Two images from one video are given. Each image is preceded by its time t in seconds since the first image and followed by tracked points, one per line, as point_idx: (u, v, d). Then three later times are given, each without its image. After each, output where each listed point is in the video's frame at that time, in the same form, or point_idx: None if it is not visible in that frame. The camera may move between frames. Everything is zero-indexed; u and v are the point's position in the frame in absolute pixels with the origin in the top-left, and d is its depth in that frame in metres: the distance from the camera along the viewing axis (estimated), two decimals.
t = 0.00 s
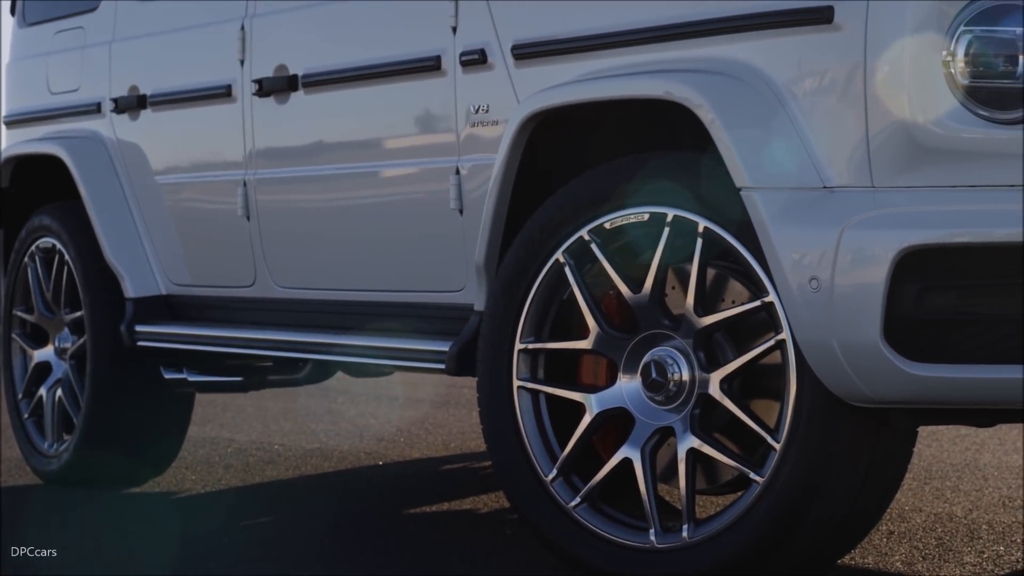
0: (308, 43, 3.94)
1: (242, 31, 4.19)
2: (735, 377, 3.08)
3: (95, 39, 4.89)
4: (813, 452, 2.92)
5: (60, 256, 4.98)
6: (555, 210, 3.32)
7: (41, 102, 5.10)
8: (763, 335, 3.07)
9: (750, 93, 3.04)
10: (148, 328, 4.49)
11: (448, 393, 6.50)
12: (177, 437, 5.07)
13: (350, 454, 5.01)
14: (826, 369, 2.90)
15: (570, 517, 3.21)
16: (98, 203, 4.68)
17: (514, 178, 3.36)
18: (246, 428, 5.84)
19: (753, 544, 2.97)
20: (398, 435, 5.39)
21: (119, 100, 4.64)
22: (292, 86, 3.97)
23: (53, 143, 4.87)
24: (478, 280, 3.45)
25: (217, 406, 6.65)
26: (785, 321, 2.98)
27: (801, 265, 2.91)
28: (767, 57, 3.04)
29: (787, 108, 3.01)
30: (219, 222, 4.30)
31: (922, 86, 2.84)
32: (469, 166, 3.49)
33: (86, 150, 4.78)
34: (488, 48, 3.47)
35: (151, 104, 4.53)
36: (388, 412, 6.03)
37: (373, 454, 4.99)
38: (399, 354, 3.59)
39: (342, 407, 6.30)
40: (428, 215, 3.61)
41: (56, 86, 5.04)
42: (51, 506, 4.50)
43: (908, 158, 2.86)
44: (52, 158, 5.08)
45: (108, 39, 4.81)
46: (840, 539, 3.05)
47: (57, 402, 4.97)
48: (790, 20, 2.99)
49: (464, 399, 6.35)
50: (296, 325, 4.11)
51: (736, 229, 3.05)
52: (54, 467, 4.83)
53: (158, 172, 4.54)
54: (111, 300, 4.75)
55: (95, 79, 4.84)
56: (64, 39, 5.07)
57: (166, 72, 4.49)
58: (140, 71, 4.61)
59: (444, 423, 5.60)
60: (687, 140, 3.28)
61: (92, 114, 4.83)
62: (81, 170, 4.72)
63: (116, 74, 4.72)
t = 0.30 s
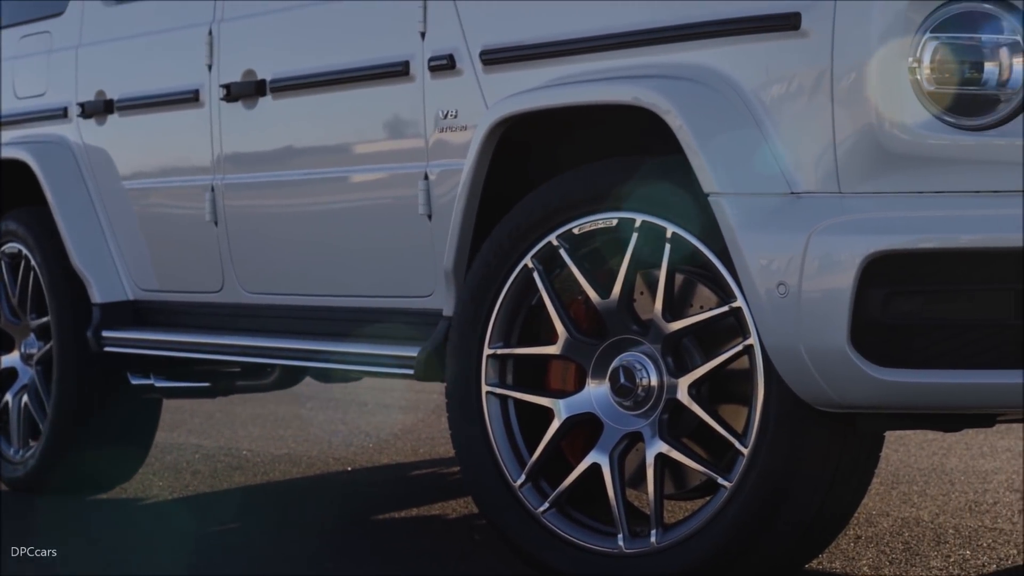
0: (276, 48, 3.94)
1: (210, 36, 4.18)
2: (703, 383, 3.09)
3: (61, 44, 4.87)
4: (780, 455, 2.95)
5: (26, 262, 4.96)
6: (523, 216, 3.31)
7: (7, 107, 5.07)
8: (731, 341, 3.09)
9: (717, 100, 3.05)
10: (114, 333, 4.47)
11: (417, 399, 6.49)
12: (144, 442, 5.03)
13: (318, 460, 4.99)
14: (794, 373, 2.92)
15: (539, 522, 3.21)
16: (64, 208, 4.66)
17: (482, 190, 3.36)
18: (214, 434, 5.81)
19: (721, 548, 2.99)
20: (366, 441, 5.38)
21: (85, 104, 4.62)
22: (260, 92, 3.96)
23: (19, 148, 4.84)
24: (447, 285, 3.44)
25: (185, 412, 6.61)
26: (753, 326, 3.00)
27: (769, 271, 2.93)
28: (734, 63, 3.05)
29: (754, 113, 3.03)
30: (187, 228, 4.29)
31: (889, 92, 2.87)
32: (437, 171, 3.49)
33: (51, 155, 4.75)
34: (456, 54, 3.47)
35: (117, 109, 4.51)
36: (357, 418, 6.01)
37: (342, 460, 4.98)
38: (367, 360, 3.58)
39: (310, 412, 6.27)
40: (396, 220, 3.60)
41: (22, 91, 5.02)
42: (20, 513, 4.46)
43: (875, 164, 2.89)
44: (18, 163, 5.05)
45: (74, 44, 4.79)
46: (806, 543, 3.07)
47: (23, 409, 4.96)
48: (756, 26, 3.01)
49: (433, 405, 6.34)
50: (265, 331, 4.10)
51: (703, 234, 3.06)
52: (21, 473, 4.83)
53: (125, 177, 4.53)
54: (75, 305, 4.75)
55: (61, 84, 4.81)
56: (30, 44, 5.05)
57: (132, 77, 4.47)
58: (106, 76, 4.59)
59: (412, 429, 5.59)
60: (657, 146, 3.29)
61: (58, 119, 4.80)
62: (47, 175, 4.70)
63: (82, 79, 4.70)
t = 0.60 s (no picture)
0: (245, 57, 3.93)
1: (178, 45, 4.17)
2: (673, 392, 3.09)
3: (28, 53, 4.85)
4: (751, 465, 2.96)
5: None
6: (493, 224, 3.31)
7: None
8: (701, 350, 3.10)
9: (686, 110, 3.06)
10: (82, 343, 4.45)
11: (388, 408, 6.48)
12: (110, 459, 4.98)
13: (288, 470, 4.98)
14: (763, 382, 2.94)
15: (508, 532, 3.20)
16: (31, 218, 4.65)
17: (451, 196, 3.34)
18: (184, 443, 5.79)
19: (691, 557, 3.00)
20: (336, 450, 5.37)
21: (53, 113, 4.60)
22: (229, 100, 3.95)
23: None
24: (417, 294, 3.44)
25: (154, 421, 6.58)
26: (722, 336, 3.01)
27: (738, 280, 2.94)
28: (703, 72, 3.06)
29: (723, 123, 3.03)
30: (157, 237, 4.28)
31: (858, 102, 2.89)
32: (407, 181, 3.49)
33: (19, 163, 4.73)
34: (425, 63, 3.47)
35: (85, 118, 4.49)
36: (327, 427, 5.99)
37: (312, 469, 4.97)
38: (336, 369, 3.58)
39: (280, 421, 6.25)
40: (367, 229, 3.60)
41: None
42: None
43: (844, 175, 2.91)
44: None
45: (41, 53, 4.77)
46: (776, 552, 3.09)
47: None
48: (725, 37, 3.02)
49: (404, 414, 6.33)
50: (235, 340, 4.09)
51: (672, 243, 3.07)
52: None
53: (93, 187, 4.51)
54: (42, 314, 4.74)
55: (28, 93, 4.79)
56: None
57: (100, 85, 4.46)
58: (73, 85, 4.57)
59: (382, 438, 5.58)
60: (628, 155, 3.30)
61: (25, 127, 4.78)
62: (14, 184, 4.68)
63: (49, 88, 4.68)
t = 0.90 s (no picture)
0: (214, 67, 3.92)
1: (147, 54, 4.16)
2: (642, 402, 3.10)
3: None
4: (719, 475, 2.97)
5: None
6: (463, 234, 3.31)
7: None
8: (671, 360, 3.11)
9: (655, 121, 3.06)
10: (50, 354, 4.43)
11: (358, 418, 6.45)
12: (78, 465, 4.95)
13: (257, 481, 4.96)
14: (731, 392, 2.95)
15: (477, 543, 3.20)
16: None
17: (421, 204, 3.34)
18: (152, 454, 5.76)
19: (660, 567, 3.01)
20: (305, 460, 5.35)
21: (20, 123, 4.58)
22: (198, 110, 3.94)
23: None
24: (386, 304, 3.43)
25: (123, 431, 6.54)
26: (691, 346, 3.02)
27: (707, 290, 2.95)
28: (671, 83, 3.07)
29: (691, 133, 3.04)
30: (126, 247, 4.26)
31: (826, 113, 2.92)
32: (376, 191, 3.49)
33: None
34: (395, 73, 3.47)
35: (52, 128, 4.47)
36: (296, 437, 5.97)
37: (281, 480, 4.95)
38: (304, 380, 3.57)
39: (249, 431, 6.22)
40: (336, 239, 3.59)
41: None
42: None
43: (813, 187, 2.93)
44: None
45: (8, 62, 4.75)
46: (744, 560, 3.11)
47: None
48: (694, 47, 3.03)
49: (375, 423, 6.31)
50: (204, 350, 4.08)
51: (641, 254, 3.08)
52: None
53: (60, 197, 4.49)
54: (9, 325, 4.75)
55: None
56: None
57: (67, 95, 4.44)
58: (41, 95, 4.55)
59: (352, 448, 5.56)
60: (594, 165, 3.29)
61: None
62: None
63: (16, 98, 4.66)
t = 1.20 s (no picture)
0: (179, 73, 3.91)
1: (111, 60, 4.15)
2: (608, 409, 3.10)
3: None
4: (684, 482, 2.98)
5: None
6: (429, 240, 3.31)
7: None
8: (636, 367, 3.11)
9: (620, 128, 3.07)
10: (13, 361, 4.40)
11: (324, 425, 6.43)
12: (43, 472, 4.89)
13: (222, 488, 4.94)
14: (696, 398, 2.96)
15: (443, 550, 3.20)
16: None
17: (387, 210, 3.34)
18: (116, 462, 5.73)
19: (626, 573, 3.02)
20: (270, 467, 5.33)
21: None
22: (162, 116, 3.93)
23: None
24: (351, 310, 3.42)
25: (88, 439, 6.50)
26: (657, 352, 3.02)
27: (672, 297, 2.95)
28: (636, 91, 3.07)
29: (656, 140, 3.05)
30: (90, 253, 4.24)
31: (789, 121, 2.95)
32: (342, 199, 3.48)
33: None
34: (361, 80, 3.47)
35: (15, 133, 4.45)
36: (262, 444, 5.94)
37: (246, 487, 4.93)
38: (269, 387, 3.56)
39: (215, 438, 6.19)
40: (301, 246, 3.59)
41: None
42: None
43: (776, 195, 2.95)
44: None
45: None
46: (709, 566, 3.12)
47: None
48: (659, 55, 3.03)
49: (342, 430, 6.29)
50: (169, 357, 4.06)
51: (606, 261, 3.08)
52: None
53: (23, 203, 4.47)
54: None
55: None
56: None
57: (31, 101, 4.42)
58: (4, 100, 4.53)
59: (318, 455, 5.54)
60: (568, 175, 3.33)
61: None
62: None
63: None
